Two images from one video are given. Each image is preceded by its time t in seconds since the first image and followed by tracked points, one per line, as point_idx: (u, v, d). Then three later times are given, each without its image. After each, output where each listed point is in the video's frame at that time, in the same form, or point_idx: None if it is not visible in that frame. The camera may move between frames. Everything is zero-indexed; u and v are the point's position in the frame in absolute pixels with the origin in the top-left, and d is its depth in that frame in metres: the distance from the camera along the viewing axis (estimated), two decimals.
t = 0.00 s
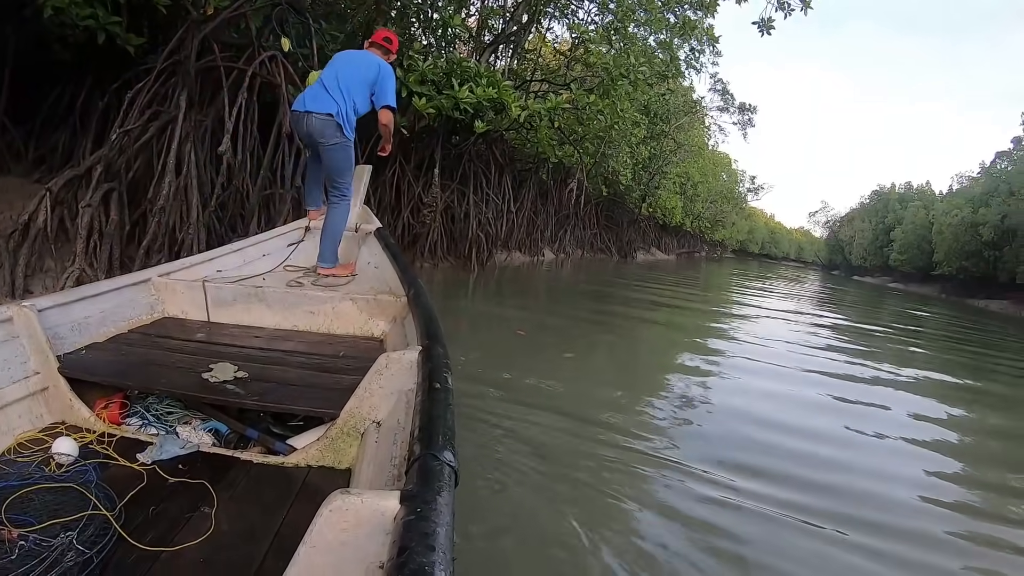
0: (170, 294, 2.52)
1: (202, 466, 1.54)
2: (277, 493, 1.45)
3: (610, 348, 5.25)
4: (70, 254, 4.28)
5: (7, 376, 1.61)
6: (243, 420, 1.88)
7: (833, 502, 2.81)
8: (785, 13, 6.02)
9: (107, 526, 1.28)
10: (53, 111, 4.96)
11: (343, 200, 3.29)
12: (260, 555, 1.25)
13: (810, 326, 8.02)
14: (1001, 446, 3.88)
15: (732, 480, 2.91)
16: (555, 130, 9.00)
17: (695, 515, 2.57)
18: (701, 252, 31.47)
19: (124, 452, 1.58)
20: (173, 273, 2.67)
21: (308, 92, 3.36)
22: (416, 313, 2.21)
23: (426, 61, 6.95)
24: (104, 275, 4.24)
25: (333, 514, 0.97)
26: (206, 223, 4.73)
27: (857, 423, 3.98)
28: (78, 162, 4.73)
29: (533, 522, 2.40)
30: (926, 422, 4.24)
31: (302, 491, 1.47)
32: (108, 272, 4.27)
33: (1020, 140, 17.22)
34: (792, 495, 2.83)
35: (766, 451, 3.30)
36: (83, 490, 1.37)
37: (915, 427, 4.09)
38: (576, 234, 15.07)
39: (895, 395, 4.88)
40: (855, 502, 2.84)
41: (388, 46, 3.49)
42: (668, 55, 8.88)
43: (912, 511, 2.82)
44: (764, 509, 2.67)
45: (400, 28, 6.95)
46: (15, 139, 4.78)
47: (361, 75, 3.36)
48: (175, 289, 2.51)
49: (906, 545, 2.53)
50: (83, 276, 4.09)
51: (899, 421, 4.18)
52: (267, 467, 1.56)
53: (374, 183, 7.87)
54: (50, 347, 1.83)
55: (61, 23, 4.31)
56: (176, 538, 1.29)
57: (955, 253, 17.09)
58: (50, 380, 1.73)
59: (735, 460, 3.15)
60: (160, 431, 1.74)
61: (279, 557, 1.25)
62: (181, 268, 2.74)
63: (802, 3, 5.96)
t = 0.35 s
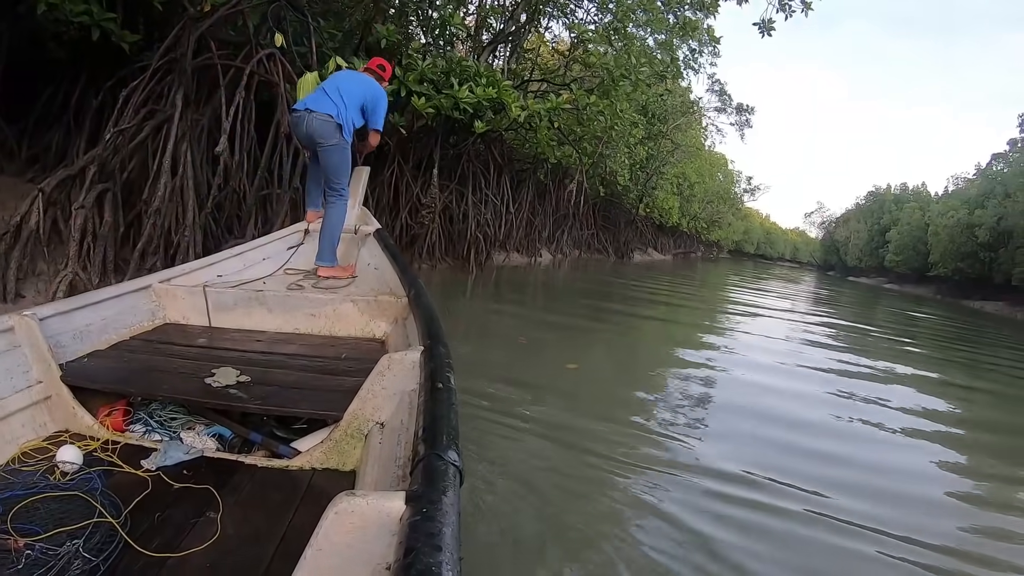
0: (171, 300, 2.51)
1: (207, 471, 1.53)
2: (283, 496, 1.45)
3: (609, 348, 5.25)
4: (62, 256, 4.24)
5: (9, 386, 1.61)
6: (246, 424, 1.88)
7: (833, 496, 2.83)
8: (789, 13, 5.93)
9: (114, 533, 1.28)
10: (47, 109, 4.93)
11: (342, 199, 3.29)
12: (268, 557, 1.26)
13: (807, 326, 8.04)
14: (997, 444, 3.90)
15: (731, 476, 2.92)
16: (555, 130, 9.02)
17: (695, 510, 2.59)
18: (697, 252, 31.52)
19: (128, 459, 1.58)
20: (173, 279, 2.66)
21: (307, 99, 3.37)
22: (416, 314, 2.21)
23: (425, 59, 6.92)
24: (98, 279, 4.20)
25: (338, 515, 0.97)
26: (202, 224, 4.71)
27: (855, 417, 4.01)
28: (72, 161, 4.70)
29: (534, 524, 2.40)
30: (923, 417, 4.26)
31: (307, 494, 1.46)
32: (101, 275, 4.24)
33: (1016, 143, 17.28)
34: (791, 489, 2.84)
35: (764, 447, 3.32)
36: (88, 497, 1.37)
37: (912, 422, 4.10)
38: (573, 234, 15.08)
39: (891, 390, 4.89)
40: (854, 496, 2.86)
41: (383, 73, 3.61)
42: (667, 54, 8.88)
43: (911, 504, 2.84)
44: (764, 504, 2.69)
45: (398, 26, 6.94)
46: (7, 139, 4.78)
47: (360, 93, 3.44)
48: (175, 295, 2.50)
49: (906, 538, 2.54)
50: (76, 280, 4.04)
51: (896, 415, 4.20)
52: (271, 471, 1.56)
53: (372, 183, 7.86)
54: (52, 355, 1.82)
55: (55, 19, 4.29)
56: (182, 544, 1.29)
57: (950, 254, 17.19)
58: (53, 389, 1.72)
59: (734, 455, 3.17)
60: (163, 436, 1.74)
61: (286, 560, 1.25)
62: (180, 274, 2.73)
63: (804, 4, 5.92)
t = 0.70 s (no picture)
0: (172, 305, 2.51)
1: (210, 476, 1.54)
2: (287, 499, 1.45)
3: (607, 351, 5.25)
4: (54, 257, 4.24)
5: (11, 395, 1.60)
6: (249, 428, 1.88)
7: (830, 496, 2.84)
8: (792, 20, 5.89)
9: (118, 539, 1.28)
10: (42, 104, 4.93)
11: (342, 200, 3.28)
12: (273, 562, 1.26)
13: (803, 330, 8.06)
14: (992, 447, 3.92)
15: (729, 476, 2.93)
16: (555, 132, 9.04)
17: (693, 510, 2.59)
18: (694, 256, 31.56)
19: (131, 464, 1.58)
20: (174, 284, 2.66)
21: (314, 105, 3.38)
22: (417, 314, 2.22)
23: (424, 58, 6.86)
24: (90, 280, 4.18)
25: (342, 517, 0.98)
26: (198, 224, 4.68)
27: (851, 417, 4.02)
28: (66, 158, 4.69)
29: (533, 527, 2.40)
30: (919, 418, 4.27)
31: (311, 497, 1.47)
32: (94, 276, 4.22)
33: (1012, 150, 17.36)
34: (790, 490, 2.85)
35: (762, 446, 3.33)
36: (93, 504, 1.38)
37: (909, 423, 4.11)
38: (571, 236, 15.09)
39: (887, 392, 4.91)
40: (852, 496, 2.87)
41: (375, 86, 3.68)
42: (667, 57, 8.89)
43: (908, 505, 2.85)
44: (762, 505, 2.69)
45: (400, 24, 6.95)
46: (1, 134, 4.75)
47: (359, 108, 3.50)
48: (177, 300, 2.50)
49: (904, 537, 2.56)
50: (67, 282, 4.03)
51: (892, 416, 4.21)
52: (275, 473, 1.56)
53: (370, 183, 7.85)
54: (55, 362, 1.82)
55: (52, 13, 4.29)
56: (188, 548, 1.29)
57: (945, 260, 17.28)
58: (55, 396, 1.71)
59: (731, 455, 3.18)
60: (167, 441, 1.74)
61: (291, 564, 1.25)
62: (181, 278, 2.73)
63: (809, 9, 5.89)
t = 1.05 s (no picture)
0: (169, 298, 2.51)
1: (204, 470, 1.53)
2: (280, 495, 1.45)
3: (603, 351, 5.25)
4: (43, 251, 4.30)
5: (7, 384, 1.60)
6: (244, 423, 1.88)
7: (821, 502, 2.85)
8: (795, 21, 5.88)
9: (110, 532, 1.28)
10: (36, 96, 4.91)
11: (342, 199, 3.27)
12: (265, 556, 1.26)
13: (799, 333, 8.09)
14: (986, 452, 3.94)
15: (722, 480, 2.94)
16: (555, 131, 9.04)
17: (685, 514, 2.60)
18: (691, 258, 31.60)
19: (125, 458, 1.57)
20: (172, 278, 2.66)
21: (319, 105, 3.36)
22: (414, 313, 2.21)
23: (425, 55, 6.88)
24: (80, 276, 4.17)
25: (335, 515, 0.97)
26: (192, 220, 4.65)
27: (843, 423, 4.04)
28: (59, 150, 4.67)
29: (528, 526, 2.40)
30: (912, 425, 4.29)
31: (305, 494, 1.46)
32: (84, 272, 4.20)
33: (1010, 156, 17.42)
34: (782, 495, 2.87)
35: (752, 451, 3.35)
36: (86, 496, 1.37)
37: (901, 430, 4.13)
38: (568, 237, 15.09)
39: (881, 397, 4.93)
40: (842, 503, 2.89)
41: (370, 80, 3.67)
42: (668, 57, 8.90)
43: (895, 512, 2.88)
44: (754, 509, 2.71)
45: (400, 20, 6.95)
46: None
47: (361, 107, 3.50)
48: (174, 294, 2.50)
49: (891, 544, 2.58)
50: (58, 277, 3.97)
51: (884, 422, 4.23)
52: (269, 469, 1.55)
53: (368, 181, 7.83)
54: (51, 353, 1.81)
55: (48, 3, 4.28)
56: (180, 542, 1.29)
57: (942, 265, 17.34)
58: (51, 387, 1.70)
59: (722, 459, 3.20)
60: (161, 435, 1.74)
61: (283, 560, 1.25)
62: (178, 272, 2.72)
63: (811, 11, 5.89)
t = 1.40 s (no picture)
0: (167, 288, 2.50)
1: (196, 461, 1.53)
2: (272, 489, 1.44)
3: (601, 349, 5.25)
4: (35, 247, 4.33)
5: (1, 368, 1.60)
6: (238, 415, 1.87)
7: (813, 495, 2.88)
8: (794, 18, 5.88)
9: (101, 519, 1.28)
10: (30, 89, 4.88)
11: (343, 195, 3.28)
12: (255, 548, 1.26)
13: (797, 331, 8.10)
14: (982, 450, 3.94)
15: (716, 474, 2.95)
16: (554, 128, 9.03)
17: (681, 510, 2.60)
18: (689, 256, 31.62)
19: (118, 445, 1.57)
20: (170, 268, 2.65)
21: (322, 101, 3.34)
22: (411, 311, 2.21)
23: (423, 50, 6.86)
24: (73, 271, 4.15)
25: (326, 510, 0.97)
26: (187, 214, 4.62)
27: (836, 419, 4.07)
28: (53, 143, 4.65)
29: (523, 523, 2.40)
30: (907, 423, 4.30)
31: (296, 488, 1.45)
32: (77, 267, 4.19)
33: (1008, 155, 17.45)
34: (774, 489, 2.88)
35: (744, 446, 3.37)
36: (77, 482, 1.37)
37: (896, 428, 4.14)
38: (567, 235, 15.09)
39: (878, 395, 4.94)
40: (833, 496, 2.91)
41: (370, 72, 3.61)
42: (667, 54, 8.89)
43: (886, 503, 2.90)
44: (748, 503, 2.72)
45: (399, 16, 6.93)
46: None
47: (363, 103, 3.47)
48: (171, 284, 2.49)
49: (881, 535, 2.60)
50: (49, 272, 3.99)
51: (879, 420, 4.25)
52: (261, 462, 1.55)
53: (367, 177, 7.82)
54: (46, 340, 1.81)
55: None
56: (169, 532, 1.29)
57: (940, 264, 17.39)
58: (45, 372, 1.70)
59: (721, 456, 3.19)
60: (155, 425, 1.73)
61: (273, 553, 1.24)
62: (176, 262, 2.72)
63: (809, 7, 5.89)
